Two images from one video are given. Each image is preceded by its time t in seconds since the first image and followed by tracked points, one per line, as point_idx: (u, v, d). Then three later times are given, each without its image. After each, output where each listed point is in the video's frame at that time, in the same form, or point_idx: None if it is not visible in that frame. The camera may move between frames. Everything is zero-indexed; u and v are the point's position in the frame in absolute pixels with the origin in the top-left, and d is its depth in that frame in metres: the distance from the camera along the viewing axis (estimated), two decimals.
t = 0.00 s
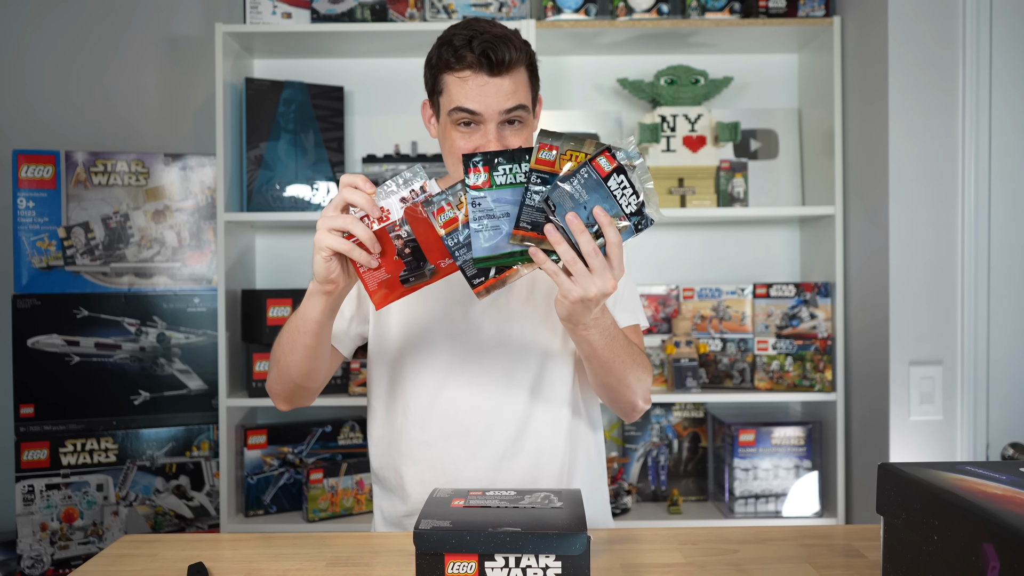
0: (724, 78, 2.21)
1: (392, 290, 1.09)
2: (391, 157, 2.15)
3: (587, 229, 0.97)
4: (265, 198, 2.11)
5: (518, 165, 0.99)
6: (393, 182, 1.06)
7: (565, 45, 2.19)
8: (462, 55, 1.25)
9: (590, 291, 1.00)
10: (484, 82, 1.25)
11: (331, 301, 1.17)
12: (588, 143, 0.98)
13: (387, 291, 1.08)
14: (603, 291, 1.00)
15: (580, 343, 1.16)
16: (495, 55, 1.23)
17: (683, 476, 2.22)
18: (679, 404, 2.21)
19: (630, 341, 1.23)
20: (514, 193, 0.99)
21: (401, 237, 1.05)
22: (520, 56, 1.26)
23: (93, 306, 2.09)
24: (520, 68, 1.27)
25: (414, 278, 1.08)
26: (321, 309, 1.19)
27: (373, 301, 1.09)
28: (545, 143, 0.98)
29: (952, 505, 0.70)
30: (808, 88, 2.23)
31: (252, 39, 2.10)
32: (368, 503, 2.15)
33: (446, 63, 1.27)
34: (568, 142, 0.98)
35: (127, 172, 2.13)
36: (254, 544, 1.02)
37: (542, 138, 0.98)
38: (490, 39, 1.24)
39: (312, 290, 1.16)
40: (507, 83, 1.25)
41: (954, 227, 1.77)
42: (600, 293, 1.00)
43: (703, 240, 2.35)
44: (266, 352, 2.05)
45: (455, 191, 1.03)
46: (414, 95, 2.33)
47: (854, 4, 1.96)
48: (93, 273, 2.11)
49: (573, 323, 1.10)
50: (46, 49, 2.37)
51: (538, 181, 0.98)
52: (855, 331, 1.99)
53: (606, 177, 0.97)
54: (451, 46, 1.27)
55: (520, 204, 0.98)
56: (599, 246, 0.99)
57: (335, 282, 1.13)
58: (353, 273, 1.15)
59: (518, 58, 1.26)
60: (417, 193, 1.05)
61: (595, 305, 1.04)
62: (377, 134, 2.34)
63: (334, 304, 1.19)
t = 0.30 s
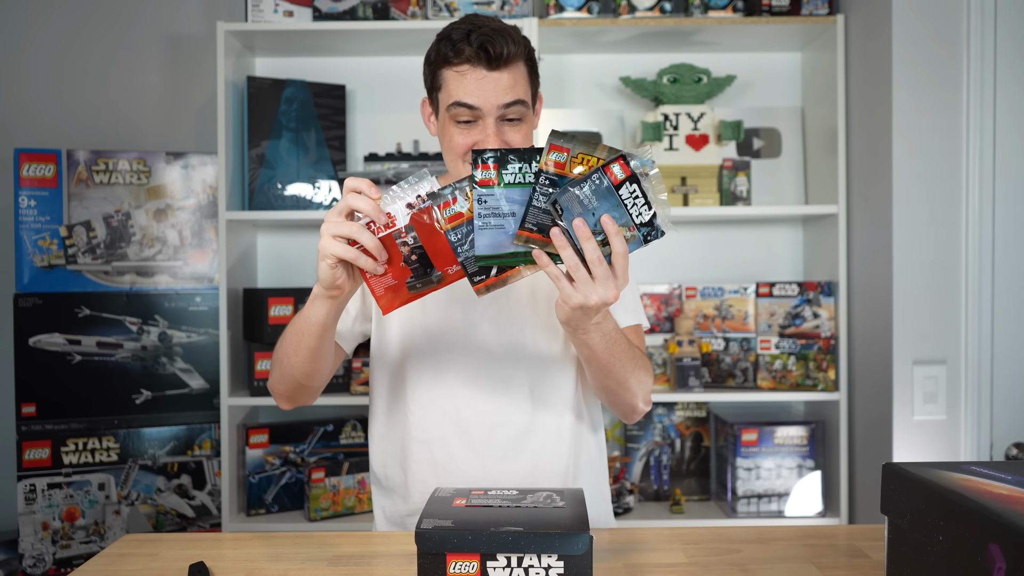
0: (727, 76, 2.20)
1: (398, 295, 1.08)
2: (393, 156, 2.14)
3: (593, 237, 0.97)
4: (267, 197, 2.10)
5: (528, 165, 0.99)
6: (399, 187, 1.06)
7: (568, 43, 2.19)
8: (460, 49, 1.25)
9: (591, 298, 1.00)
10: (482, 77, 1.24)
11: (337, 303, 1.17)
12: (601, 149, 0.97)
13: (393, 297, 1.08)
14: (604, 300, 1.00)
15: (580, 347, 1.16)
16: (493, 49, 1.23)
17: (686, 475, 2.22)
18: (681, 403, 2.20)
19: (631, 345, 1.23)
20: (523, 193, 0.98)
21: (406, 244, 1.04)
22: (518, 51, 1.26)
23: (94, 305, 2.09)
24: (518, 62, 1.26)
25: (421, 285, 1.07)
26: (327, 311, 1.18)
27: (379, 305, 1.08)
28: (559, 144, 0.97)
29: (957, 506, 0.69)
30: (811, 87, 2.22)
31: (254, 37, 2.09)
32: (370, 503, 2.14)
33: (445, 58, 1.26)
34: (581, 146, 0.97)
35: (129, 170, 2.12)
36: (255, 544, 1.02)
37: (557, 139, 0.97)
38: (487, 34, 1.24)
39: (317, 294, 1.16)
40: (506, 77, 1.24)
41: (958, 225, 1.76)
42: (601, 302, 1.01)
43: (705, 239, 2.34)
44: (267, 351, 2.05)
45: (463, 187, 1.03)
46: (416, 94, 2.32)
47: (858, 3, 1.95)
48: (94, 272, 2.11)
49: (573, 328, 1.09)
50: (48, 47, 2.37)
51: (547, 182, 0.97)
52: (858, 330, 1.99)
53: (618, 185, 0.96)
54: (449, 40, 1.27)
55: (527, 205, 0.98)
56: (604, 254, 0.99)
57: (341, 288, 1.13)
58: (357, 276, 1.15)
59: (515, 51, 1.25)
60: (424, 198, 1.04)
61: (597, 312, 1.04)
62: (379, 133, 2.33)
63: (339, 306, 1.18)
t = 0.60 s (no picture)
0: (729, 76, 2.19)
1: (396, 297, 1.07)
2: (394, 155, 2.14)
3: (596, 235, 0.97)
4: (267, 196, 2.10)
5: (531, 163, 0.99)
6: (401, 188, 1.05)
7: (569, 43, 2.18)
8: (457, 38, 1.24)
9: (593, 299, 1.00)
10: (478, 67, 1.24)
11: (336, 303, 1.17)
12: (606, 148, 0.97)
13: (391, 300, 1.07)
14: (607, 300, 1.00)
15: (581, 348, 1.15)
16: (488, 39, 1.23)
17: (687, 476, 2.22)
18: (682, 404, 2.20)
19: (631, 346, 1.23)
20: (526, 192, 0.98)
21: (406, 245, 1.04)
22: (515, 40, 1.25)
23: (95, 304, 2.08)
24: (515, 51, 1.26)
25: (420, 288, 1.07)
26: (325, 311, 1.18)
27: (378, 307, 1.07)
28: (563, 143, 0.97)
29: (960, 507, 0.69)
30: (813, 86, 2.22)
31: (255, 37, 2.09)
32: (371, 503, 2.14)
33: (442, 48, 1.26)
34: (585, 145, 0.97)
35: (129, 170, 2.12)
36: (255, 544, 1.02)
37: (562, 138, 0.97)
38: (484, 23, 1.24)
39: (315, 294, 1.16)
40: (502, 66, 1.24)
41: (960, 225, 1.76)
42: (604, 302, 1.00)
43: (706, 239, 2.34)
44: (268, 350, 2.05)
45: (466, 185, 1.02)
46: (417, 93, 2.32)
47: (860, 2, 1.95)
48: (95, 271, 2.11)
49: (574, 328, 1.09)
50: (49, 45, 2.37)
51: (551, 181, 0.97)
52: (859, 330, 1.98)
53: (622, 183, 0.96)
54: (446, 30, 1.27)
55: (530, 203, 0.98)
56: (606, 253, 0.99)
57: (340, 288, 1.13)
58: (356, 276, 1.15)
59: (512, 41, 1.24)
60: (425, 199, 1.03)
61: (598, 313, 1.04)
62: (380, 132, 2.33)
63: (338, 306, 1.18)
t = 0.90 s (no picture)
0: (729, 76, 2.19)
1: (393, 311, 1.09)
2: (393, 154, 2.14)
3: (583, 256, 0.99)
4: (267, 196, 2.10)
5: (516, 188, 1.01)
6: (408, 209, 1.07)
7: (569, 42, 2.18)
8: (449, 37, 1.23)
9: (582, 317, 1.03)
10: (470, 65, 1.23)
11: (338, 312, 1.16)
12: (588, 170, 0.99)
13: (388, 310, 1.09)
14: (596, 317, 1.03)
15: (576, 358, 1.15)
16: (480, 36, 1.22)
17: (686, 476, 2.21)
18: (681, 404, 2.20)
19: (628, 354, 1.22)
20: (512, 217, 1.01)
21: (409, 262, 1.05)
22: (507, 36, 1.24)
23: (94, 304, 2.08)
24: (507, 47, 1.24)
25: (417, 304, 1.08)
26: (328, 323, 1.18)
27: (373, 320, 1.09)
28: (545, 168, 1.00)
29: (961, 508, 0.69)
30: (813, 86, 2.22)
31: (254, 36, 2.09)
32: (370, 503, 2.14)
33: (435, 47, 1.25)
34: (568, 169, 1.00)
35: (128, 169, 2.12)
36: (254, 544, 1.02)
37: (543, 164, 1.00)
38: (474, 20, 1.22)
39: (318, 305, 1.16)
40: (495, 63, 1.23)
41: (960, 226, 1.76)
42: (593, 320, 1.03)
43: (706, 239, 2.33)
44: (267, 350, 2.04)
45: (455, 212, 1.02)
46: (416, 92, 2.32)
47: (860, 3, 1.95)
48: (93, 271, 2.11)
49: (572, 341, 1.10)
50: (47, 45, 2.36)
51: (536, 207, 1.00)
52: (858, 329, 1.98)
53: (607, 208, 0.98)
54: (438, 29, 1.26)
55: (518, 228, 1.00)
56: (593, 274, 1.01)
57: (339, 298, 1.13)
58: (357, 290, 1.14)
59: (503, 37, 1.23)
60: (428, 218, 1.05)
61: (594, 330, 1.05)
62: (379, 132, 2.33)
63: (340, 317, 1.18)
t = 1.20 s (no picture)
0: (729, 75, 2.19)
1: (394, 333, 1.08)
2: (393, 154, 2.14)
3: (575, 275, 1.01)
4: (266, 195, 2.09)
5: (513, 211, 1.05)
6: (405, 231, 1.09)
7: (568, 42, 2.18)
8: (454, 38, 1.22)
9: (574, 338, 1.02)
10: (476, 65, 1.21)
11: (344, 333, 1.16)
12: (578, 193, 1.04)
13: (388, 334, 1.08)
14: (589, 339, 1.02)
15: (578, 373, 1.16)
16: (486, 37, 1.20)
17: (685, 476, 2.21)
18: (681, 404, 2.20)
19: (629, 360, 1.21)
20: (510, 237, 1.04)
21: (407, 282, 1.07)
22: (513, 37, 1.22)
23: (92, 303, 2.08)
24: (513, 48, 1.23)
25: (417, 324, 1.08)
26: (334, 345, 1.18)
27: (374, 342, 1.08)
28: (539, 188, 1.05)
29: (962, 509, 0.69)
30: (812, 86, 2.22)
31: (253, 35, 2.08)
32: (368, 502, 2.14)
33: (440, 47, 1.24)
34: (560, 190, 1.05)
35: (127, 168, 2.12)
36: (253, 544, 1.02)
37: (535, 186, 1.05)
38: (481, 21, 1.20)
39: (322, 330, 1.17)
40: (501, 65, 1.21)
41: (960, 225, 1.76)
42: (585, 341, 1.02)
43: (706, 239, 2.33)
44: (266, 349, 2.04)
45: (455, 233, 1.04)
46: (416, 92, 2.32)
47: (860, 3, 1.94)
48: (91, 270, 2.10)
49: (573, 362, 1.10)
50: (45, 44, 2.36)
51: (531, 226, 1.04)
52: (858, 329, 1.98)
53: (597, 226, 1.02)
54: (443, 30, 1.24)
55: (515, 246, 1.03)
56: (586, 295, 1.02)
57: (345, 323, 1.14)
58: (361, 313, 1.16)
59: (510, 38, 1.21)
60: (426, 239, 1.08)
61: (596, 348, 1.05)
62: (379, 131, 2.32)
63: (346, 338, 1.18)
